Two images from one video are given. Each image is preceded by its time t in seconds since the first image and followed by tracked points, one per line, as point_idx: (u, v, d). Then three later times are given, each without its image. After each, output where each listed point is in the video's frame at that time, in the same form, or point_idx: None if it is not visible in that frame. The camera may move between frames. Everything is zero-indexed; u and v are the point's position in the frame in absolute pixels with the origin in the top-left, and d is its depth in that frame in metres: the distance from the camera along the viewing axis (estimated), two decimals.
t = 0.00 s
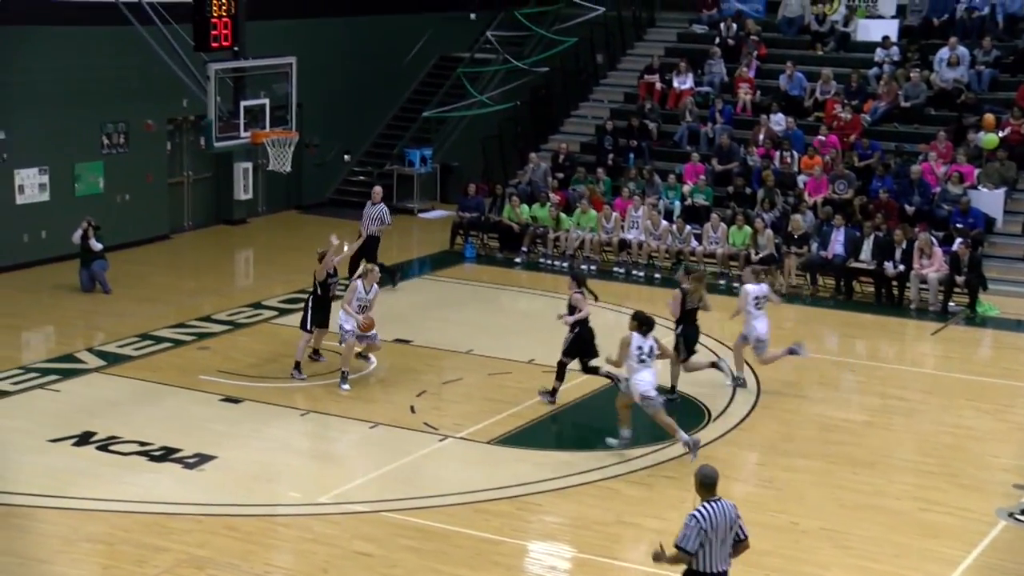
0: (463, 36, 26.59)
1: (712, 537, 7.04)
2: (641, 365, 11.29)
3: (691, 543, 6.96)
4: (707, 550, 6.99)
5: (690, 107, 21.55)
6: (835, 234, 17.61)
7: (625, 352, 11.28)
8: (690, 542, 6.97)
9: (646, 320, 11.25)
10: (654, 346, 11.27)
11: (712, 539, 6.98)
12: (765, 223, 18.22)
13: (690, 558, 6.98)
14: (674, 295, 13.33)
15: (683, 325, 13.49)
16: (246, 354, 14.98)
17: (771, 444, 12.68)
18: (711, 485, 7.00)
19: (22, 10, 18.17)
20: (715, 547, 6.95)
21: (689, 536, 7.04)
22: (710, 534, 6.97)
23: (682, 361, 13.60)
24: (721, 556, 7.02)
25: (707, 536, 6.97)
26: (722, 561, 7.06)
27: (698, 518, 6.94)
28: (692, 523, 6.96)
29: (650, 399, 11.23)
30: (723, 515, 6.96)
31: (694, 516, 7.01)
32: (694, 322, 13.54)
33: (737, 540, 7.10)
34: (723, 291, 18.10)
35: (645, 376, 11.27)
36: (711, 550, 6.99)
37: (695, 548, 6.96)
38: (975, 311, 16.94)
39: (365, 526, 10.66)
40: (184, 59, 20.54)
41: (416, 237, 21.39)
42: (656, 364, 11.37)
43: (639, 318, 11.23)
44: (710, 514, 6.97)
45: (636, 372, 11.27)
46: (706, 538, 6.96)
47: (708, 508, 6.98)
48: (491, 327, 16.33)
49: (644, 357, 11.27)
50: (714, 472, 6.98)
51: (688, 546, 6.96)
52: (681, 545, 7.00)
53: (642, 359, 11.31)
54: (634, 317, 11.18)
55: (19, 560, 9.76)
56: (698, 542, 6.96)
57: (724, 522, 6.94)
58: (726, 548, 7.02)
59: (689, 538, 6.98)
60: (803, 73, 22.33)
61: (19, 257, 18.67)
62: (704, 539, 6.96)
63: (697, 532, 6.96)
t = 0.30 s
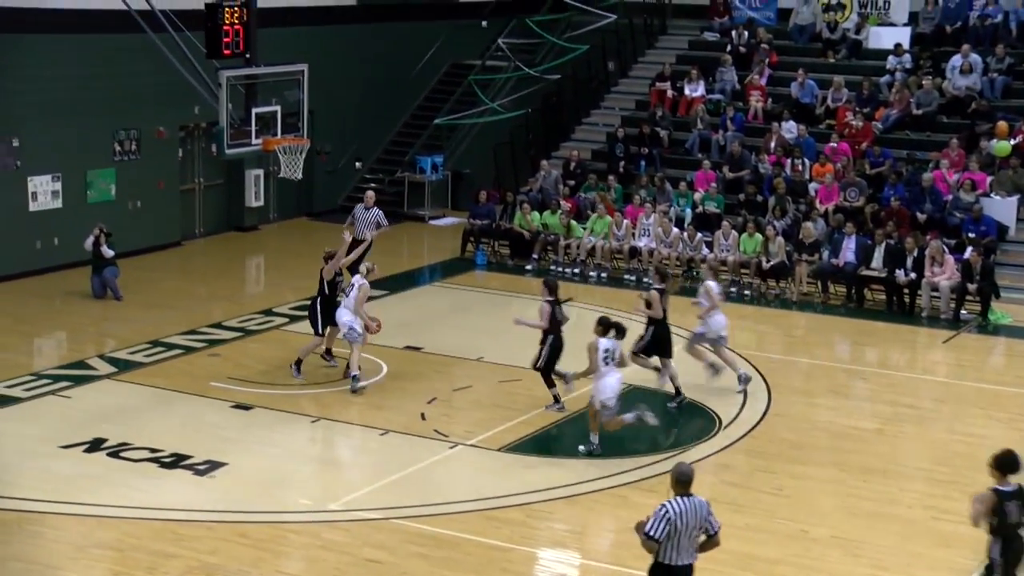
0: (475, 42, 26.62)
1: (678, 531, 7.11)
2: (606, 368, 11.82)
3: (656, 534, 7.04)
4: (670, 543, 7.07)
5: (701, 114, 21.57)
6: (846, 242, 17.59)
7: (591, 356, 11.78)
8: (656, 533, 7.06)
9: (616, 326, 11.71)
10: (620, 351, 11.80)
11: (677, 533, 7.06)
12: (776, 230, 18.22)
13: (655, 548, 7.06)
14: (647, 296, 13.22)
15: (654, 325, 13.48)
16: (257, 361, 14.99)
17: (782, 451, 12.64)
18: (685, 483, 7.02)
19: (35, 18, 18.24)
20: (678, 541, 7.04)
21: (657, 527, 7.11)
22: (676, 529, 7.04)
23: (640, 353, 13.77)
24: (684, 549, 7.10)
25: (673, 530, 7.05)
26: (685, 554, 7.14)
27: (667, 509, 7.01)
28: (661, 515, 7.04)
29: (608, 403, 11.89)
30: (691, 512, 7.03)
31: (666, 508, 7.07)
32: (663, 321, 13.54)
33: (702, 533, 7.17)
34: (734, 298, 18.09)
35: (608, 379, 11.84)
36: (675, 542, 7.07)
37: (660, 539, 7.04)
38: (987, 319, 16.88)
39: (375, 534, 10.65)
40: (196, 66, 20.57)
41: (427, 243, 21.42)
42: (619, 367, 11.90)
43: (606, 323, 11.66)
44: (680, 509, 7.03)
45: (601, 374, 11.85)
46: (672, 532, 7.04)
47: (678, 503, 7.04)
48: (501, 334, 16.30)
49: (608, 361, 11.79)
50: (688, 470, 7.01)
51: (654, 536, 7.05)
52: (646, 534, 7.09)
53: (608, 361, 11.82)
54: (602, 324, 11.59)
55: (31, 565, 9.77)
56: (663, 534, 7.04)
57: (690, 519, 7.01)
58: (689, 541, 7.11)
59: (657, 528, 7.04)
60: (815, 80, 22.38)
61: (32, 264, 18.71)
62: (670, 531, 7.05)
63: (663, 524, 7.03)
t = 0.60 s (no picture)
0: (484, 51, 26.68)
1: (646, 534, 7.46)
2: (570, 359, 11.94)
3: (633, 538, 7.35)
4: (645, 546, 7.41)
5: (711, 123, 21.56)
6: (856, 250, 17.54)
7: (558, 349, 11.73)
8: (632, 539, 7.36)
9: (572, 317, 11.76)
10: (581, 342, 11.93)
11: (651, 535, 7.41)
12: (786, 239, 18.20)
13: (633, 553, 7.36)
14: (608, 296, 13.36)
15: (612, 324, 13.63)
16: (267, 369, 14.99)
17: (793, 460, 12.60)
18: (652, 483, 7.41)
19: (47, 27, 18.29)
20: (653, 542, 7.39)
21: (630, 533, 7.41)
22: (650, 530, 7.40)
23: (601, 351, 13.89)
24: (655, 550, 7.46)
25: (649, 531, 7.40)
26: (656, 557, 7.51)
27: (641, 513, 7.35)
28: (637, 519, 7.34)
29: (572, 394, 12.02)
30: (660, 511, 7.43)
31: (637, 514, 7.39)
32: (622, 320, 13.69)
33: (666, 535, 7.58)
34: (744, 307, 18.05)
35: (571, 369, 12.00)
36: (648, 545, 7.41)
37: (637, 542, 7.35)
38: (998, 328, 16.83)
39: (385, 541, 10.65)
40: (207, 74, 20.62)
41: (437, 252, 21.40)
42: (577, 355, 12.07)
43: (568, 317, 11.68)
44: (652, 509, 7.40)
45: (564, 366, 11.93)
46: (647, 534, 7.37)
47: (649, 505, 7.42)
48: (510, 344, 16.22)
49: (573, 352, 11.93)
50: (656, 469, 7.40)
51: (630, 541, 7.34)
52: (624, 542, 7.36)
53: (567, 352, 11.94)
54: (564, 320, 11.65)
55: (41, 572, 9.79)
56: (640, 537, 7.36)
57: (663, 518, 7.40)
58: (659, 543, 7.49)
59: (631, 532, 7.34)
60: (826, 88, 22.38)
61: (43, 272, 18.75)
62: (645, 534, 7.38)
63: (639, 528, 7.35)
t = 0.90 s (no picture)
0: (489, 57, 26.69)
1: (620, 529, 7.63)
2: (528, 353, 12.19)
3: (613, 534, 7.51)
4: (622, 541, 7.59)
5: (716, 129, 21.56)
6: (860, 256, 17.52)
7: (515, 347, 12.02)
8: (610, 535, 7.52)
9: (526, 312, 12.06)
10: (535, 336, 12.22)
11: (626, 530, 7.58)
12: (791, 244, 18.07)
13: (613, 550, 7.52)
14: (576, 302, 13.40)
15: (579, 332, 13.61)
16: (271, 374, 15.00)
17: (798, 466, 12.58)
18: (620, 479, 7.58)
19: (52, 34, 18.32)
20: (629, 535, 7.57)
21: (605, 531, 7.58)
22: (625, 526, 7.57)
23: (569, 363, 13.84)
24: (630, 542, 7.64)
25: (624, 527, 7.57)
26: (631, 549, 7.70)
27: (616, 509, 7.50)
28: (611, 517, 7.50)
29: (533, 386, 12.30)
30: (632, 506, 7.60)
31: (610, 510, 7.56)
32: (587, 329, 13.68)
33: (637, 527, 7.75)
34: (748, 313, 18.05)
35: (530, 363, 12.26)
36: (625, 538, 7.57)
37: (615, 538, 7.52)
38: (1003, 334, 16.82)
39: (388, 547, 10.63)
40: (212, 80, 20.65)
41: (442, 258, 21.41)
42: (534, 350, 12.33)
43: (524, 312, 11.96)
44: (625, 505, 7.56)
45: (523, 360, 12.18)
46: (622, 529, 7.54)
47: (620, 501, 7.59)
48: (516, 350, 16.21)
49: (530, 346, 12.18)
50: (623, 466, 7.58)
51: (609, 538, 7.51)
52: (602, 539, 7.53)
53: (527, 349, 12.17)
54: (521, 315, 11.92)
55: None
56: (618, 532, 7.53)
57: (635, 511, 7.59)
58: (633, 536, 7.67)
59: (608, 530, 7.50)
60: (830, 94, 22.39)
61: (47, 279, 18.76)
62: (621, 529, 7.55)
63: (614, 524, 7.51)
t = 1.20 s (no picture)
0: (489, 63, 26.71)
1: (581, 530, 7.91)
2: (474, 359, 12.13)
3: (573, 535, 7.79)
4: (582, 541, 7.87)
5: (717, 135, 21.57)
6: (862, 263, 17.50)
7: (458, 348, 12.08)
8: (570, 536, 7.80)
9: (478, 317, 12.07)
10: (486, 343, 12.16)
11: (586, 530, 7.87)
12: (793, 250, 18.08)
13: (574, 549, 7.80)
14: (534, 296, 13.73)
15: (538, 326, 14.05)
16: (272, 380, 15.00)
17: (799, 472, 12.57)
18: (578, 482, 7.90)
19: (54, 40, 18.34)
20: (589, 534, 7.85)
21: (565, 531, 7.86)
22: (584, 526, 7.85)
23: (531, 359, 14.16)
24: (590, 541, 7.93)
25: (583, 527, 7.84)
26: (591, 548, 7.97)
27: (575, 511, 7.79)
28: (569, 517, 7.78)
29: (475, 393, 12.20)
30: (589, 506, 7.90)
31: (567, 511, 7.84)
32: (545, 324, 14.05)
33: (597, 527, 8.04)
34: (749, 319, 18.04)
35: (476, 370, 12.17)
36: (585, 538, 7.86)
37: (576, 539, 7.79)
38: (1004, 340, 16.81)
39: (389, 553, 10.63)
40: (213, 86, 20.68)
41: (442, 264, 21.40)
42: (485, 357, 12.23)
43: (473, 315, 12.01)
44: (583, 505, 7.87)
45: (467, 365, 12.14)
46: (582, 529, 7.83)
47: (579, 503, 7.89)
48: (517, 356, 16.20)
49: (478, 352, 12.13)
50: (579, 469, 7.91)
51: (569, 539, 7.78)
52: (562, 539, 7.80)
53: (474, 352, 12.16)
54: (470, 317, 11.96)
55: None
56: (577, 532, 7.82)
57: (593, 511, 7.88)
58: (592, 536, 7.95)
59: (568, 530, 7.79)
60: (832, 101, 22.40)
61: (49, 285, 18.77)
62: (580, 529, 7.83)
63: (574, 525, 7.79)
